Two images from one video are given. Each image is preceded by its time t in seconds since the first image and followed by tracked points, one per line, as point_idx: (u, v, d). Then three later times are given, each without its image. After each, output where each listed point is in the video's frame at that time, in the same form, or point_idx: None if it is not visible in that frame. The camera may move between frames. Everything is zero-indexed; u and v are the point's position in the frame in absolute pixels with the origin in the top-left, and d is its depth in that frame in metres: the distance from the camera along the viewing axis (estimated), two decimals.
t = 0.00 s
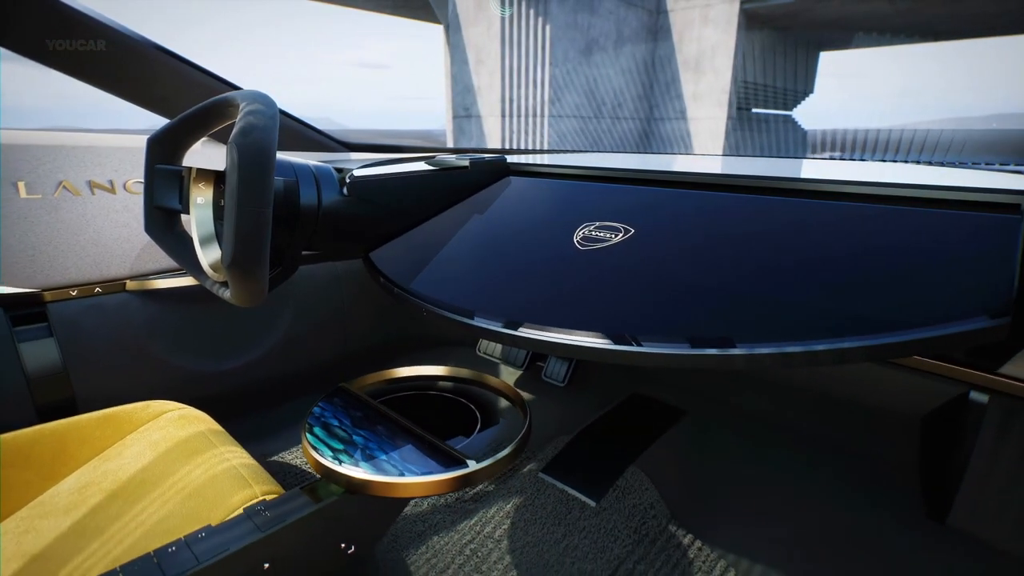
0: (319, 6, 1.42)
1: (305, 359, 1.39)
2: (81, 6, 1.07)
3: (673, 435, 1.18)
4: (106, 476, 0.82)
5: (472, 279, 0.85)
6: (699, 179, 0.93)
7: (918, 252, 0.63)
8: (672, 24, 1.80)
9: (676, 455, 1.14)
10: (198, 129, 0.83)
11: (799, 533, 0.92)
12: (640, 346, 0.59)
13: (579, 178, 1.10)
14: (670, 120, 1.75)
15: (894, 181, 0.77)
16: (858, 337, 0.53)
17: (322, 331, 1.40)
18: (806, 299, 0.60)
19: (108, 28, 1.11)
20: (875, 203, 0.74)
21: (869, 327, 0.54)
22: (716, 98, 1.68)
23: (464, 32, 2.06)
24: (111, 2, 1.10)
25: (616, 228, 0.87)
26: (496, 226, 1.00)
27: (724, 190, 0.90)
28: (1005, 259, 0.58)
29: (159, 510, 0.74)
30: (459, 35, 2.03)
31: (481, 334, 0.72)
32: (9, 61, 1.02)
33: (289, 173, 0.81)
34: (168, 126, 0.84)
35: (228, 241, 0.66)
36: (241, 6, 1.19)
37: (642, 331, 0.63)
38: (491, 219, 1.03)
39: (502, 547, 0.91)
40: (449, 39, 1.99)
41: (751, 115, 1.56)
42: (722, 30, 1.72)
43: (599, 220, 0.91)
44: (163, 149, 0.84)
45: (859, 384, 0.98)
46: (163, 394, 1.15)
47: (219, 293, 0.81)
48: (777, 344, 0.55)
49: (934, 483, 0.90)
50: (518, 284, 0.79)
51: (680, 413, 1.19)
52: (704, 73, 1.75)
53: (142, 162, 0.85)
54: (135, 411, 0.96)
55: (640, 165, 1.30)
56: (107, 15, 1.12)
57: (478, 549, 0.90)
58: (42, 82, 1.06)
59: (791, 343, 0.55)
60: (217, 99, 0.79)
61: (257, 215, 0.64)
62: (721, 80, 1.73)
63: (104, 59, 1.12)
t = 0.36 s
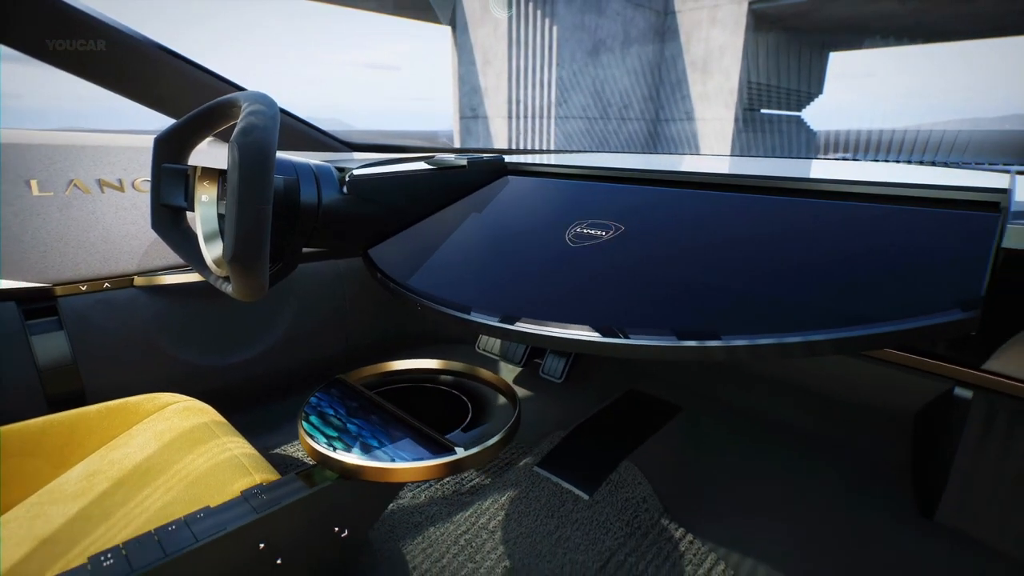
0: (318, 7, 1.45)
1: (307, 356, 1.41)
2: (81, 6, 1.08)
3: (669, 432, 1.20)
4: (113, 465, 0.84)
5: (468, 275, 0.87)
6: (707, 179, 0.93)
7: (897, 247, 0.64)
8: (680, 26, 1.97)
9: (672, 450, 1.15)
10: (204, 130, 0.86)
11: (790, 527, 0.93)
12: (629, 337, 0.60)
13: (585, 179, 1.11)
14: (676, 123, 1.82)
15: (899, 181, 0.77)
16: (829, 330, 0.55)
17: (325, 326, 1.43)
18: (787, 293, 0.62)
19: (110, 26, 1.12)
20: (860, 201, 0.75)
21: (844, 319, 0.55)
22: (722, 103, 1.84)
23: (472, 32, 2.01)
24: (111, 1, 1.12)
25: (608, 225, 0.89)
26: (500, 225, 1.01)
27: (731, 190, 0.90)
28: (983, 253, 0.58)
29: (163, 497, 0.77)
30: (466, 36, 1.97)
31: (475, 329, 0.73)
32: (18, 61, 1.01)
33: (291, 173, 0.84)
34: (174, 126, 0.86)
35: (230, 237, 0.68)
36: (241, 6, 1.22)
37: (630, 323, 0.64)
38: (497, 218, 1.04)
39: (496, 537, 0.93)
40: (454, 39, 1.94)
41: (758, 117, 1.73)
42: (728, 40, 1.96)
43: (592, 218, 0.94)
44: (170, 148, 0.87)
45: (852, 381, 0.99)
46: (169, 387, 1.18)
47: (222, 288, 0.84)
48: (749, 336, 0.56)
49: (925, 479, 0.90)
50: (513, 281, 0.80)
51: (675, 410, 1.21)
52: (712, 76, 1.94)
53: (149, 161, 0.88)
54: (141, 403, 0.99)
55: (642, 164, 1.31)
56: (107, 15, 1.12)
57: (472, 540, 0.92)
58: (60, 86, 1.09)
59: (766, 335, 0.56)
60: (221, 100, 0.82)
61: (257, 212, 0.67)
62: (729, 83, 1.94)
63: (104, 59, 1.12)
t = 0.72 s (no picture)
0: (318, 6, 1.42)
1: (311, 352, 1.44)
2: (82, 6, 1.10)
3: (665, 428, 1.21)
4: (119, 455, 0.87)
5: (466, 272, 0.88)
6: (711, 180, 0.94)
7: (880, 246, 0.66)
8: (687, 26, 2.00)
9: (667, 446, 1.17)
10: (208, 130, 0.89)
11: (782, 521, 0.94)
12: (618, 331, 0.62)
13: (590, 179, 1.12)
14: (683, 124, 1.81)
15: (905, 182, 0.77)
16: (807, 324, 0.57)
17: (327, 323, 1.46)
18: (771, 290, 0.63)
19: (113, 27, 1.14)
20: (849, 201, 0.77)
21: (825, 314, 0.57)
22: (729, 103, 1.82)
23: (478, 34, 2.01)
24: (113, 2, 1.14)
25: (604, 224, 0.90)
26: (504, 224, 1.02)
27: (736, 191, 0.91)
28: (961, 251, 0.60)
29: (167, 486, 0.79)
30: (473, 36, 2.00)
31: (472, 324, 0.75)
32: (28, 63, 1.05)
33: (293, 171, 0.86)
34: (180, 126, 0.89)
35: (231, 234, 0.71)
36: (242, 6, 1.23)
37: (619, 318, 0.65)
38: (501, 217, 1.05)
39: (490, 529, 0.95)
40: (462, 40, 1.98)
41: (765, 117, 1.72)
42: (736, 40, 1.96)
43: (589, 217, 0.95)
44: (175, 148, 0.90)
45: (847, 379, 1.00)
46: (175, 381, 1.21)
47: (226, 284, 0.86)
48: (731, 330, 0.58)
49: (916, 475, 0.91)
50: (510, 278, 0.82)
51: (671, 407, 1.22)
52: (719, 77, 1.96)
53: (155, 160, 0.91)
54: (147, 395, 1.02)
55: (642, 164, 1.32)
56: (111, 15, 1.15)
57: (468, 531, 0.94)
58: (65, 85, 1.12)
59: (747, 329, 0.58)
60: (224, 101, 0.85)
61: (258, 209, 0.69)
62: (737, 82, 1.92)
63: (103, 58, 1.14)
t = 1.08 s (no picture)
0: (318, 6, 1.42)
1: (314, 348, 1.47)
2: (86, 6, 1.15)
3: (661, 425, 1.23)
4: (125, 445, 0.90)
5: (464, 268, 0.91)
6: (716, 180, 0.95)
7: (864, 245, 0.67)
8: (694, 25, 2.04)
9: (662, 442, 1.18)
10: (213, 129, 0.91)
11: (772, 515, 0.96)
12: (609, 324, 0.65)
13: (591, 179, 1.14)
14: (689, 124, 1.82)
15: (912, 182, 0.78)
16: (792, 317, 0.59)
17: (330, 320, 1.48)
18: (752, 286, 0.65)
19: (113, 26, 1.20)
20: (848, 201, 0.78)
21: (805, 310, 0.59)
22: (736, 105, 1.85)
23: (484, 35, 2.02)
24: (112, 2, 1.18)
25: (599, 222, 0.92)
26: (504, 222, 1.04)
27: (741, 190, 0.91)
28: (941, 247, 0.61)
29: (171, 475, 0.82)
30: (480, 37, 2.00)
31: (468, 318, 0.77)
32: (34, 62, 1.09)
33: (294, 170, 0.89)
34: (185, 126, 0.91)
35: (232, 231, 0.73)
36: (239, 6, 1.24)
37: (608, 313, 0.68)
38: (499, 215, 1.07)
39: (485, 521, 0.97)
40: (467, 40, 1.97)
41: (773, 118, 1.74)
42: (742, 41, 2.04)
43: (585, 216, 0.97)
44: (181, 147, 0.92)
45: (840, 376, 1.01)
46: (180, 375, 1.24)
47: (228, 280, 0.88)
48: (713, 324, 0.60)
49: (906, 470, 0.92)
50: (506, 274, 0.84)
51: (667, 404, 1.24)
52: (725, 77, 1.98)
53: (161, 159, 0.93)
54: (152, 389, 1.05)
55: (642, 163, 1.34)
56: (112, 15, 1.20)
57: (463, 523, 0.96)
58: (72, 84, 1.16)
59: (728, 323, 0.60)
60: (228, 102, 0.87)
61: (258, 208, 0.71)
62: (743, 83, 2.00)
63: (103, 58, 1.19)
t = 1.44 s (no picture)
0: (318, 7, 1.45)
1: (317, 344, 1.49)
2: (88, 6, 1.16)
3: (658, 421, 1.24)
4: (131, 436, 0.92)
5: (462, 265, 0.93)
6: (718, 179, 0.96)
7: (853, 243, 0.69)
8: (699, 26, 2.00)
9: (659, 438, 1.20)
10: (217, 130, 0.94)
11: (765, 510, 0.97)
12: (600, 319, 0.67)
13: (597, 178, 1.16)
14: (695, 124, 1.83)
15: (907, 182, 0.80)
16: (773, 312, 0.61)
17: (334, 316, 1.51)
18: (740, 283, 0.67)
19: (119, 27, 1.21)
20: (850, 201, 0.79)
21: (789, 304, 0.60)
22: (741, 105, 1.86)
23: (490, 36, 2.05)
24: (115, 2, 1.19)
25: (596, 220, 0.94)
26: (502, 220, 1.06)
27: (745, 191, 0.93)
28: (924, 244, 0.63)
29: (175, 465, 0.85)
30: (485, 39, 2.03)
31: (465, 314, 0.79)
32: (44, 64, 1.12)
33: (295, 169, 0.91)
34: (190, 126, 0.94)
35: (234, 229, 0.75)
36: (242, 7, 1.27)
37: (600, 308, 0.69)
38: (498, 214, 1.09)
39: (481, 514, 0.98)
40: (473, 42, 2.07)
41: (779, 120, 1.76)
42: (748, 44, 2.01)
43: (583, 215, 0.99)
44: (186, 147, 0.95)
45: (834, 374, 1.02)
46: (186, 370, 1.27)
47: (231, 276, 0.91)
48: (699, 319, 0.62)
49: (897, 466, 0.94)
50: (504, 271, 0.86)
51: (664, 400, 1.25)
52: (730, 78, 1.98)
53: (168, 159, 0.96)
54: (157, 382, 1.07)
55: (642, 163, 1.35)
56: (114, 15, 1.21)
57: (460, 515, 0.98)
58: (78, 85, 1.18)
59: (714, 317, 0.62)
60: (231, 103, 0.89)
61: (258, 206, 0.74)
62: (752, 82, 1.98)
63: (103, 58, 1.20)
